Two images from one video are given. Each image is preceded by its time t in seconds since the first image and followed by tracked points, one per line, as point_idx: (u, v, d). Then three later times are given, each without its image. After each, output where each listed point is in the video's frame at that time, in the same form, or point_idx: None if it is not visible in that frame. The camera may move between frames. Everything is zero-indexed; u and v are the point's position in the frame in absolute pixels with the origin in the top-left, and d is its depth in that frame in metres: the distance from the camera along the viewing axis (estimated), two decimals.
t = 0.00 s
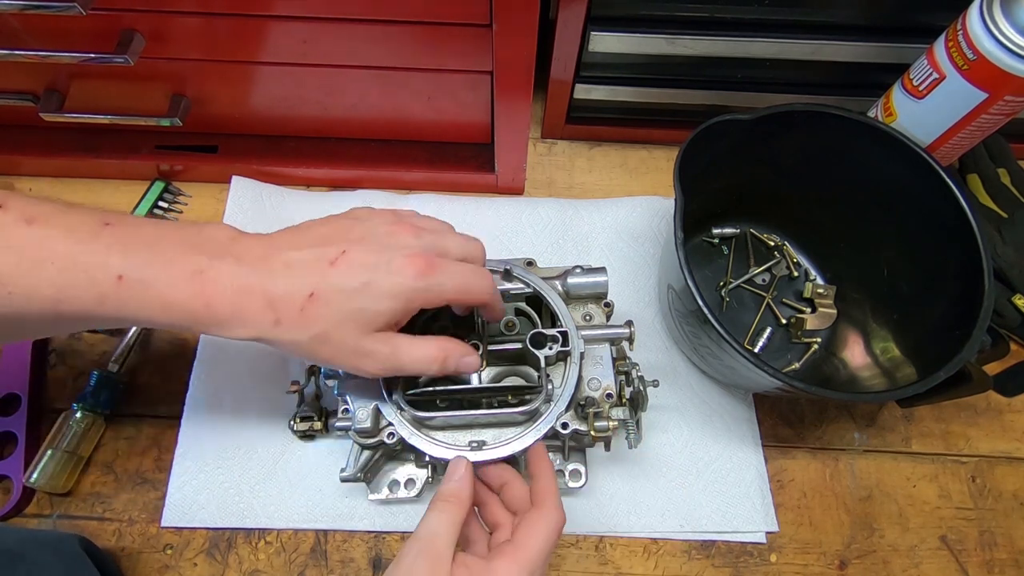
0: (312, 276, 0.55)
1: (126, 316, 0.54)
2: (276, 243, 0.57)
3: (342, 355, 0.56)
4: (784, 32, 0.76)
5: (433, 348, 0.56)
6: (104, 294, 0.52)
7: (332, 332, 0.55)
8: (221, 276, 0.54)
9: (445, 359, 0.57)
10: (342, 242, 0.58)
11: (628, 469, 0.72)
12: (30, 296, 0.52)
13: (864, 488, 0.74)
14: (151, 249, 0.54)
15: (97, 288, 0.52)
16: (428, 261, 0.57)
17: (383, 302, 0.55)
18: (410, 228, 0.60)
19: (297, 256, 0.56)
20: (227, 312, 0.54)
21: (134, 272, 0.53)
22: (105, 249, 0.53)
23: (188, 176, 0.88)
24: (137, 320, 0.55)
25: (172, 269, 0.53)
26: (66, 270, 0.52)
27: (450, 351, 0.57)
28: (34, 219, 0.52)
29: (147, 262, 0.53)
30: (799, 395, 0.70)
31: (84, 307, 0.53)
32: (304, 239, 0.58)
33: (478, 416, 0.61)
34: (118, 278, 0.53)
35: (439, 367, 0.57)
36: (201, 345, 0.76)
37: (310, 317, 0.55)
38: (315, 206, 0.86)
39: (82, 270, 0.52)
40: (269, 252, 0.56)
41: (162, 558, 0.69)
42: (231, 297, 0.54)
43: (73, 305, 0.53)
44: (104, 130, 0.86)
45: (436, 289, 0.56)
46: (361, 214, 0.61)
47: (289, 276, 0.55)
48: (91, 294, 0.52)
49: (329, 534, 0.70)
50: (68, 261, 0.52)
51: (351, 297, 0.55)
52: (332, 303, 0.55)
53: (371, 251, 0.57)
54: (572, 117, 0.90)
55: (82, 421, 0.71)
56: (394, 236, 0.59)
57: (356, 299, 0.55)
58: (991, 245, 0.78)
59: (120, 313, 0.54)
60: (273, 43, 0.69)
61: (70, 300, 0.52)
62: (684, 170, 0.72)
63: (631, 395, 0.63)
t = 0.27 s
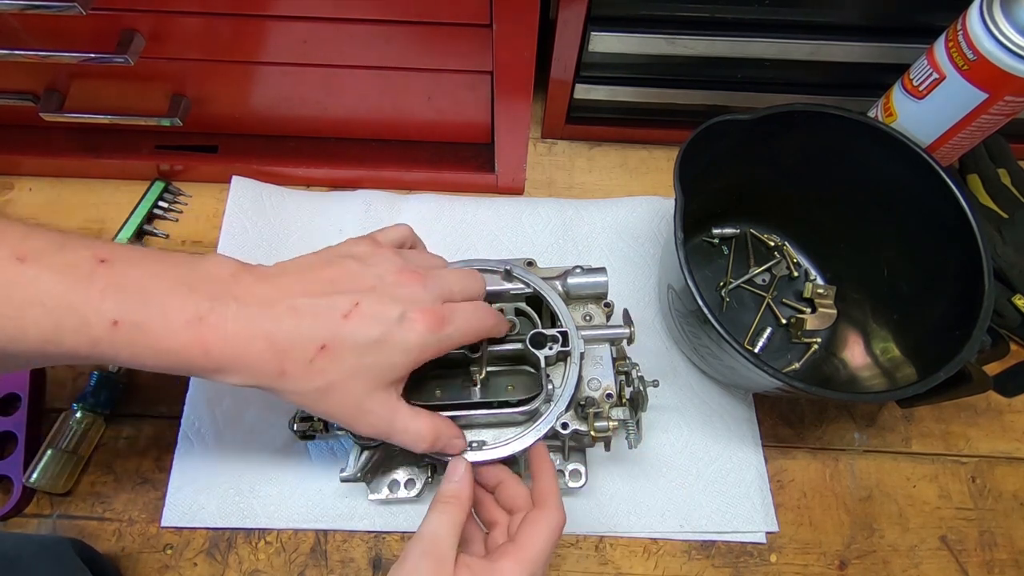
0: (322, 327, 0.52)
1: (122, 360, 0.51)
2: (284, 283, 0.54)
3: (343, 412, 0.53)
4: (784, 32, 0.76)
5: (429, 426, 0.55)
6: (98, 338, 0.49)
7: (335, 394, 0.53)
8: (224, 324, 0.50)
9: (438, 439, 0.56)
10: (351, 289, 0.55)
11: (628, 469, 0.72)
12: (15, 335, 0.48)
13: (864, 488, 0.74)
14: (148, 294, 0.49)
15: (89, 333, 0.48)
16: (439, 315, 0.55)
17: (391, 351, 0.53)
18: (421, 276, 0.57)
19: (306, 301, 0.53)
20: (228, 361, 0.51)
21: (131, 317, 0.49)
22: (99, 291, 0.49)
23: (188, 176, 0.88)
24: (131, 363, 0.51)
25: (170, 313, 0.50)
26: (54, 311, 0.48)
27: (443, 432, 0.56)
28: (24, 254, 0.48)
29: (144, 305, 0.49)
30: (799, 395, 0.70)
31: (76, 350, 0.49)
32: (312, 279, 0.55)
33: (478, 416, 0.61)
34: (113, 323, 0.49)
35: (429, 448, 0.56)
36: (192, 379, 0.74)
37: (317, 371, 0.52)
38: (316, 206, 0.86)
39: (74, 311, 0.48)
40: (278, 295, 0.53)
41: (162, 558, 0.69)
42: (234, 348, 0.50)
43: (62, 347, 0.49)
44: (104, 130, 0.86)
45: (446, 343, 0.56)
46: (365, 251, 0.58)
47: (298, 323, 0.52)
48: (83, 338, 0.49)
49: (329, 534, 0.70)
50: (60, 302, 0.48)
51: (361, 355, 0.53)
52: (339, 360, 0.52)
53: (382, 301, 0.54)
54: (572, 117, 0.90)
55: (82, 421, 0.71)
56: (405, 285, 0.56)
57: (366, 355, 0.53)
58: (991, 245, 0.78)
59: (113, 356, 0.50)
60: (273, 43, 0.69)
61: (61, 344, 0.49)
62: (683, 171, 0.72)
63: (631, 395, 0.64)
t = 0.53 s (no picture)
0: (332, 346, 0.51)
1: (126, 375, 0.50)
2: (294, 298, 0.52)
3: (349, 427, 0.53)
4: (784, 32, 0.76)
5: (437, 438, 0.55)
6: (102, 353, 0.48)
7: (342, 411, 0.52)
8: (232, 341, 0.49)
9: (445, 450, 0.56)
10: (362, 306, 0.53)
11: (628, 469, 0.72)
12: (24, 350, 0.48)
13: (864, 488, 0.74)
14: (156, 306, 0.48)
15: (95, 349, 0.48)
16: (450, 334, 0.54)
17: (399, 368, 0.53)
18: (433, 292, 0.55)
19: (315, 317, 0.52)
20: (235, 380, 0.50)
21: (137, 331, 0.48)
22: (104, 306, 0.48)
23: (188, 176, 0.88)
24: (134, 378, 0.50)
25: (177, 328, 0.48)
26: (61, 326, 0.47)
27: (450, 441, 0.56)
28: (30, 266, 0.47)
29: (150, 318, 0.48)
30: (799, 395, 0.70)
31: (80, 364, 0.49)
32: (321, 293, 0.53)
33: (478, 416, 0.61)
34: (119, 339, 0.48)
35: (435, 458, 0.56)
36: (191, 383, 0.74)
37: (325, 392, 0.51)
38: (316, 206, 0.86)
39: (78, 325, 0.47)
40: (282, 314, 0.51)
41: (163, 558, 0.69)
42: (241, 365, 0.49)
43: (68, 361, 0.48)
44: (104, 129, 0.86)
45: (456, 362, 0.55)
46: (376, 261, 0.56)
47: (309, 340, 0.51)
48: (89, 353, 0.48)
49: (329, 534, 0.70)
50: (67, 316, 0.47)
51: (370, 375, 0.52)
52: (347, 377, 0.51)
53: (393, 319, 0.53)
54: (572, 117, 0.90)
55: (82, 421, 0.72)
56: (417, 303, 0.54)
57: (374, 376, 0.52)
58: (991, 245, 0.78)
59: (116, 371, 0.49)
60: (273, 43, 0.69)
61: (65, 358, 0.48)
62: (684, 171, 0.72)
63: (631, 395, 0.64)
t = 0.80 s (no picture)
0: (349, 348, 0.50)
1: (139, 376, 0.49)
2: (309, 300, 0.51)
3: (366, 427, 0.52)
4: (784, 32, 0.76)
5: (447, 433, 0.56)
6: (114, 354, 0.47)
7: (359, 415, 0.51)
8: (248, 345, 0.48)
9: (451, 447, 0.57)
10: (375, 306, 0.52)
11: (628, 469, 0.72)
12: (35, 351, 0.47)
13: (864, 488, 0.74)
14: (169, 310, 0.47)
15: (107, 351, 0.47)
16: (465, 333, 0.54)
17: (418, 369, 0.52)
18: (447, 291, 0.55)
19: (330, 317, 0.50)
20: (251, 384, 0.49)
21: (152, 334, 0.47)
22: (116, 308, 0.47)
23: (188, 176, 0.88)
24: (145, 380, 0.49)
25: (191, 331, 0.47)
26: (73, 328, 0.46)
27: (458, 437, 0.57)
28: (41, 266, 0.47)
29: (163, 320, 0.47)
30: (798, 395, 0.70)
31: (91, 365, 0.48)
32: (337, 295, 0.52)
33: (478, 416, 0.60)
34: (132, 341, 0.47)
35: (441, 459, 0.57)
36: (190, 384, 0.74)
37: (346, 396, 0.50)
38: (316, 206, 0.86)
39: (89, 327, 0.46)
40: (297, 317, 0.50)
41: (163, 558, 0.69)
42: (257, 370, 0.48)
43: (79, 363, 0.48)
44: (104, 129, 0.86)
45: (471, 360, 0.54)
46: (388, 260, 0.55)
47: (325, 342, 0.49)
48: (99, 354, 0.47)
49: (329, 534, 0.70)
50: (78, 317, 0.46)
51: (388, 376, 0.51)
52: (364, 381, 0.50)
53: (409, 319, 0.52)
54: (572, 117, 0.90)
55: (82, 421, 0.72)
56: (432, 301, 0.53)
57: (392, 377, 0.51)
58: (991, 245, 0.78)
59: (126, 373, 0.48)
60: (273, 43, 0.69)
61: (76, 359, 0.47)
62: (684, 171, 0.72)
63: (631, 395, 0.64)
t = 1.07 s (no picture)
0: (358, 352, 0.50)
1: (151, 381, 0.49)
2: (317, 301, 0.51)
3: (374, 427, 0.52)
4: (784, 32, 0.76)
5: (452, 434, 0.56)
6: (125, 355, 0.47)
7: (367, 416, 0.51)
8: (257, 347, 0.48)
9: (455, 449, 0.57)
10: (384, 309, 0.52)
11: (628, 469, 0.72)
12: (44, 350, 0.46)
13: (865, 488, 0.74)
14: (180, 313, 0.47)
15: (115, 355, 0.47)
16: (474, 334, 0.54)
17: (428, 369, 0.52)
18: (454, 291, 0.55)
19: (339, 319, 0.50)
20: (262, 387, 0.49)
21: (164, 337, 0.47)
22: (127, 308, 0.47)
23: (188, 175, 0.88)
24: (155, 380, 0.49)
25: (200, 331, 0.47)
26: (83, 327, 0.46)
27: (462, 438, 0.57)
28: (50, 263, 0.46)
29: (173, 320, 0.47)
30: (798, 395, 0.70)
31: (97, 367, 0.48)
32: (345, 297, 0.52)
33: (478, 416, 0.60)
34: (141, 342, 0.47)
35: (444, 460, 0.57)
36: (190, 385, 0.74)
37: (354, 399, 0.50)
38: (316, 206, 0.86)
39: (100, 327, 0.46)
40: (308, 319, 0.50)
41: (162, 557, 0.69)
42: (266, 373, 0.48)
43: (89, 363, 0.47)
44: (104, 129, 0.86)
45: (479, 360, 0.54)
46: (396, 261, 0.55)
47: (335, 346, 0.49)
48: (111, 356, 0.47)
49: (329, 534, 0.70)
50: (89, 319, 0.46)
51: (396, 379, 0.51)
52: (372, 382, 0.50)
53: (418, 320, 0.52)
54: (572, 117, 0.90)
55: (82, 421, 0.72)
56: (440, 302, 0.53)
57: (401, 380, 0.51)
58: (991, 245, 0.78)
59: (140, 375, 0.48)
60: (273, 43, 0.69)
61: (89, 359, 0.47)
62: (684, 171, 0.72)
63: (631, 395, 0.64)
